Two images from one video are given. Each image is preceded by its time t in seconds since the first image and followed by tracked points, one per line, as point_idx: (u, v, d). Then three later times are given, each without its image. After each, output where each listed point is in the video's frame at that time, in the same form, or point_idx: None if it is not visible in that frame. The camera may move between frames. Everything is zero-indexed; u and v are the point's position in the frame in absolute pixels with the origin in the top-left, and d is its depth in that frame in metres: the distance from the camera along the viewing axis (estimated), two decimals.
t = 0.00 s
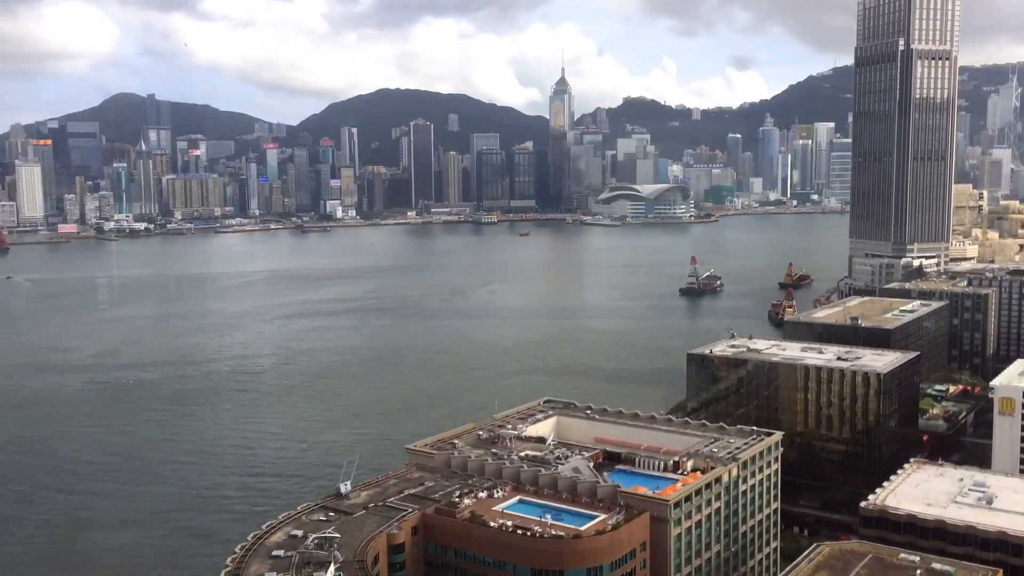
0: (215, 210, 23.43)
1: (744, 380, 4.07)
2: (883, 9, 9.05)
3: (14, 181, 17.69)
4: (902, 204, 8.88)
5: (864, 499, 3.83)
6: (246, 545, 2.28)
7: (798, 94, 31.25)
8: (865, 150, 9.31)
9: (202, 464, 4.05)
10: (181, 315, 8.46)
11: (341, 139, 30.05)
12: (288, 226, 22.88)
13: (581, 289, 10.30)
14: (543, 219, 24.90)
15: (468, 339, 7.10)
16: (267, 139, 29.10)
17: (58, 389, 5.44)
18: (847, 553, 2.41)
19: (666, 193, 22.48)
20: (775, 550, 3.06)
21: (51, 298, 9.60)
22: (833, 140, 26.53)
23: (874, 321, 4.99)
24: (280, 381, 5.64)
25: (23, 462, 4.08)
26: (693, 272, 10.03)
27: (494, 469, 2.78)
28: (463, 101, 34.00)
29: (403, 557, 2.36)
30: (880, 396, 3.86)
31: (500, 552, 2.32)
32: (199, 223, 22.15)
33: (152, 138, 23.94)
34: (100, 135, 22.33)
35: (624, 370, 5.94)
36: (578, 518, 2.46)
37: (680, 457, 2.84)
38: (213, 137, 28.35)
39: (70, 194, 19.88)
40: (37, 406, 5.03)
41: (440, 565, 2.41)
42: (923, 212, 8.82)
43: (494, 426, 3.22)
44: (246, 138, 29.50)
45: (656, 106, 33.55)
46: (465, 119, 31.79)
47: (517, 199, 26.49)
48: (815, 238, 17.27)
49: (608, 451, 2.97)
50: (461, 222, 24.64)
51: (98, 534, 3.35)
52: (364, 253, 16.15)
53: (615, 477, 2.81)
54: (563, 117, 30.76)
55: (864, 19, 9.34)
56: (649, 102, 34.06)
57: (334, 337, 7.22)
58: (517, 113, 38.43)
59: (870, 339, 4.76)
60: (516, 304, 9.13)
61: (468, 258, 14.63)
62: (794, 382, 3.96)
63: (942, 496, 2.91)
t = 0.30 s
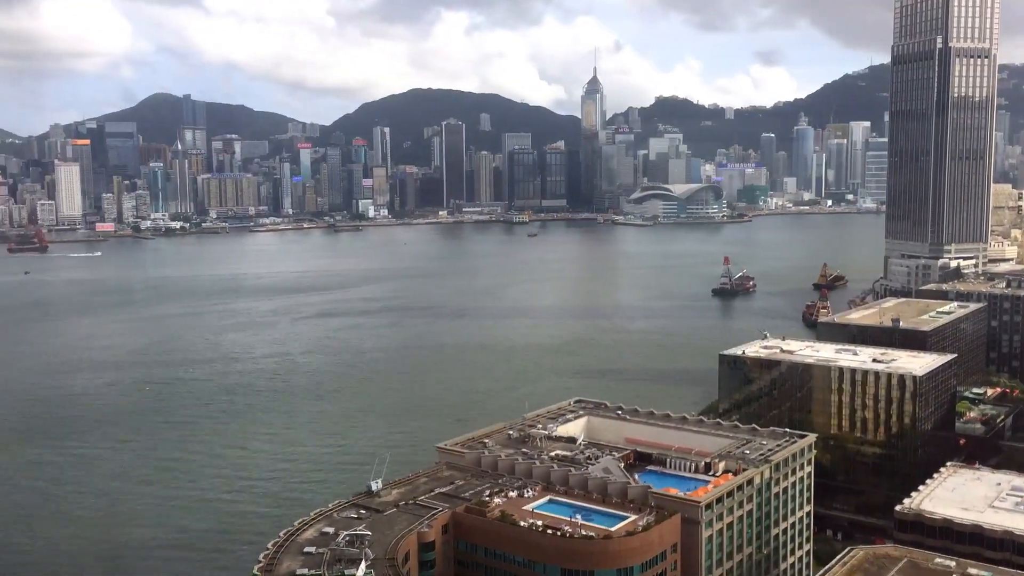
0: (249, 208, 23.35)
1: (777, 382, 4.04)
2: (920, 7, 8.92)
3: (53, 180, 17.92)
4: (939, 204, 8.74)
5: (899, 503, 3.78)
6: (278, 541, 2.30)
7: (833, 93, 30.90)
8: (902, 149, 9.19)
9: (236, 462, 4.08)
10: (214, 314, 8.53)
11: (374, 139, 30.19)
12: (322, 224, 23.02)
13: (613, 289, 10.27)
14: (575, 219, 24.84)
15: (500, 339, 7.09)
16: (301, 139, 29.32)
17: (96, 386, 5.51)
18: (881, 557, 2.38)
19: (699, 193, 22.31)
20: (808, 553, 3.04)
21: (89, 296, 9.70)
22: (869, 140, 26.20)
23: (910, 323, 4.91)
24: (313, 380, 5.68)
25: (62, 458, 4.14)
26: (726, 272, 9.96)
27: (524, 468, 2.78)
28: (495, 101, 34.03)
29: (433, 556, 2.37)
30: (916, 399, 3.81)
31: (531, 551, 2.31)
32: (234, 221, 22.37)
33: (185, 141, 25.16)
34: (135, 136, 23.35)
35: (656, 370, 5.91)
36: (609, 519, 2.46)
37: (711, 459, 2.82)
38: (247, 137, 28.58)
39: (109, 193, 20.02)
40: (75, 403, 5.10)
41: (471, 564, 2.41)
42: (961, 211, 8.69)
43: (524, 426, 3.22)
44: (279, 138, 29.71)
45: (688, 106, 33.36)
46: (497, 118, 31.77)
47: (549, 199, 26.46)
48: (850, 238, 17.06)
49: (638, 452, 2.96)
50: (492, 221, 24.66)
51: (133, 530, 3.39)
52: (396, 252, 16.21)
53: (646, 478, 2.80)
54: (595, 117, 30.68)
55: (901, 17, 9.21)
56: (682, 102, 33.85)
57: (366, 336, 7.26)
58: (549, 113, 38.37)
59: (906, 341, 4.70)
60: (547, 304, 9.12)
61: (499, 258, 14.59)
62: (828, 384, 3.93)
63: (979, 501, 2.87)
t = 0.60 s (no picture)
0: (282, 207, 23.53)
1: (811, 383, 4.02)
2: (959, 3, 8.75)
3: (91, 180, 18.16)
4: (976, 205, 8.62)
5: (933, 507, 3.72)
6: (310, 538, 2.32)
7: (869, 93, 30.57)
8: (939, 148, 9.05)
9: (268, 460, 4.12)
10: (248, 313, 8.61)
11: (405, 139, 30.32)
12: (353, 224, 23.16)
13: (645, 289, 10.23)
14: (606, 218, 24.78)
15: (532, 339, 7.10)
16: (333, 139, 29.51)
17: (132, 383, 5.58)
18: (916, 562, 2.36)
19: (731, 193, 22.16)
20: (841, 557, 3.01)
21: (126, 295, 9.83)
22: (905, 140, 25.88)
23: (947, 325, 4.84)
24: (346, 379, 5.72)
25: (98, 454, 4.20)
26: (759, 272, 9.88)
27: (554, 468, 2.78)
28: (526, 100, 34.03)
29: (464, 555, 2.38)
30: (952, 401, 3.76)
31: (561, 551, 2.31)
32: (267, 220, 22.61)
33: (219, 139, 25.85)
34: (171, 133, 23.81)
35: (687, 371, 5.89)
36: (639, 520, 2.45)
37: (743, 460, 2.80)
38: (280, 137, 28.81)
39: (145, 194, 20.28)
40: (111, 400, 5.17)
41: (500, 563, 2.41)
42: (999, 212, 8.58)
43: (554, 426, 3.22)
44: (311, 138, 29.93)
45: (721, 105, 33.15)
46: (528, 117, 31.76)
47: (580, 199, 26.43)
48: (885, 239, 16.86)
49: (669, 453, 2.95)
50: (523, 221, 24.66)
51: (167, 525, 3.42)
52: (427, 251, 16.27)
53: (677, 479, 2.79)
54: (627, 117, 30.58)
55: (938, 14, 9.04)
56: (714, 101, 33.64)
57: (398, 335, 7.29)
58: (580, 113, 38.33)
59: (942, 343, 4.63)
60: (578, 304, 9.11)
61: (530, 258, 14.58)
62: (862, 387, 3.90)
63: (1018, 506, 2.82)
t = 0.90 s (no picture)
0: (316, 207, 23.74)
1: (846, 386, 3.98)
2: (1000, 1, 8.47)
3: (130, 179, 18.40)
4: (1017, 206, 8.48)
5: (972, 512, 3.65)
6: (343, 535, 2.34)
7: (907, 92, 30.20)
8: (979, 149, 8.95)
9: (300, 457, 4.15)
10: (283, 312, 8.68)
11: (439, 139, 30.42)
12: (387, 224, 23.28)
13: (679, 290, 10.17)
14: (639, 219, 24.68)
15: (564, 339, 7.08)
16: (367, 139, 29.68)
17: (168, 381, 5.64)
18: (953, 568, 2.32)
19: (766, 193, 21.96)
20: (877, 562, 2.97)
21: (162, 293, 9.95)
22: (944, 139, 25.50)
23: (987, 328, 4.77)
24: (378, 378, 5.74)
25: (134, 451, 4.25)
26: (795, 273, 9.80)
27: (585, 469, 2.78)
28: (559, 100, 33.99)
29: (495, 554, 2.38)
30: (991, 405, 3.69)
31: (592, 552, 2.31)
32: (302, 220, 22.81)
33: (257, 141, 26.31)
34: (208, 134, 24.22)
35: (721, 372, 5.85)
36: (671, 522, 2.44)
37: (776, 463, 2.77)
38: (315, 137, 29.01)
39: (183, 193, 20.53)
40: (148, 397, 5.24)
41: (532, 563, 2.41)
42: None
43: (585, 427, 3.22)
44: (346, 138, 30.12)
45: (756, 104, 32.87)
46: (562, 116, 31.72)
47: (613, 199, 26.36)
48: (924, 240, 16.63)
49: (702, 454, 2.93)
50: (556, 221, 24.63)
51: (200, 521, 3.46)
52: (460, 251, 16.30)
53: (709, 481, 2.76)
54: (661, 117, 30.44)
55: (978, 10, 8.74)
56: (749, 101, 33.40)
57: (431, 334, 7.32)
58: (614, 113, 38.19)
59: (982, 346, 4.57)
60: (611, 304, 9.08)
61: (562, 258, 14.56)
62: (899, 390, 3.85)
63: None
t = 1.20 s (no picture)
0: (352, 206, 23.88)
1: (885, 387, 3.94)
2: None
3: (168, 178, 18.61)
4: None
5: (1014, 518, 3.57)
6: (377, 533, 2.35)
7: (948, 89, 29.71)
8: None
9: (334, 455, 4.18)
10: (318, 310, 8.74)
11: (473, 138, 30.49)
12: (421, 223, 23.40)
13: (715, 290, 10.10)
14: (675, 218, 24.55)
15: (598, 339, 7.07)
16: (402, 138, 29.83)
17: (205, 378, 5.72)
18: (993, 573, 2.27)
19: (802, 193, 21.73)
20: (915, 566, 2.93)
21: (200, 291, 10.09)
22: (987, 137, 25.04)
23: None
24: (412, 376, 5.76)
25: (171, 447, 4.31)
26: (833, 273, 9.69)
27: (619, 469, 2.77)
28: (594, 99, 33.89)
29: (528, 554, 2.38)
30: None
31: (625, 552, 2.30)
32: (338, 219, 22.98)
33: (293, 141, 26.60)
34: (245, 134, 24.51)
35: (757, 373, 5.80)
36: (705, 523, 2.42)
37: (813, 465, 2.74)
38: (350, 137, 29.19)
39: (221, 191, 20.77)
40: (186, 395, 5.30)
41: (565, 563, 2.41)
42: None
43: (619, 427, 3.21)
44: (381, 137, 30.28)
45: (793, 103, 32.53)
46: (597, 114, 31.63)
47: (648, 198, 26.27)
48: (966, 240, 16.35)
49: (737, 456, 2.91)
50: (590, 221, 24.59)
51: (234, 517, 3.50)
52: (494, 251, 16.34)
53: (744, 482, 2.74)
54: (696, 116, 30.22)
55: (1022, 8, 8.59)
56: (787, 99, 33.06)
57: (465, 334, 7.35)
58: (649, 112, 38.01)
59: None
60: (645, 304, 9.05)
61: (596, 257, 14.50)
62: (939, 393, 3.80)
63: None
